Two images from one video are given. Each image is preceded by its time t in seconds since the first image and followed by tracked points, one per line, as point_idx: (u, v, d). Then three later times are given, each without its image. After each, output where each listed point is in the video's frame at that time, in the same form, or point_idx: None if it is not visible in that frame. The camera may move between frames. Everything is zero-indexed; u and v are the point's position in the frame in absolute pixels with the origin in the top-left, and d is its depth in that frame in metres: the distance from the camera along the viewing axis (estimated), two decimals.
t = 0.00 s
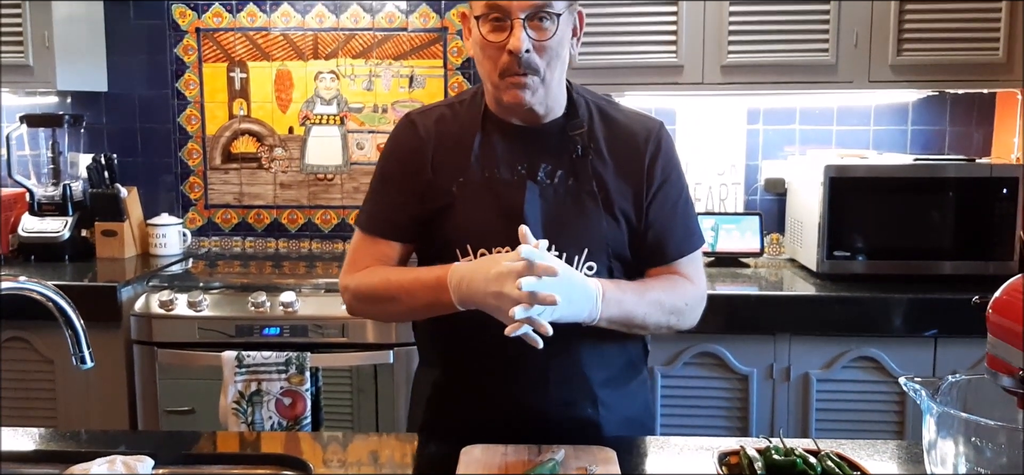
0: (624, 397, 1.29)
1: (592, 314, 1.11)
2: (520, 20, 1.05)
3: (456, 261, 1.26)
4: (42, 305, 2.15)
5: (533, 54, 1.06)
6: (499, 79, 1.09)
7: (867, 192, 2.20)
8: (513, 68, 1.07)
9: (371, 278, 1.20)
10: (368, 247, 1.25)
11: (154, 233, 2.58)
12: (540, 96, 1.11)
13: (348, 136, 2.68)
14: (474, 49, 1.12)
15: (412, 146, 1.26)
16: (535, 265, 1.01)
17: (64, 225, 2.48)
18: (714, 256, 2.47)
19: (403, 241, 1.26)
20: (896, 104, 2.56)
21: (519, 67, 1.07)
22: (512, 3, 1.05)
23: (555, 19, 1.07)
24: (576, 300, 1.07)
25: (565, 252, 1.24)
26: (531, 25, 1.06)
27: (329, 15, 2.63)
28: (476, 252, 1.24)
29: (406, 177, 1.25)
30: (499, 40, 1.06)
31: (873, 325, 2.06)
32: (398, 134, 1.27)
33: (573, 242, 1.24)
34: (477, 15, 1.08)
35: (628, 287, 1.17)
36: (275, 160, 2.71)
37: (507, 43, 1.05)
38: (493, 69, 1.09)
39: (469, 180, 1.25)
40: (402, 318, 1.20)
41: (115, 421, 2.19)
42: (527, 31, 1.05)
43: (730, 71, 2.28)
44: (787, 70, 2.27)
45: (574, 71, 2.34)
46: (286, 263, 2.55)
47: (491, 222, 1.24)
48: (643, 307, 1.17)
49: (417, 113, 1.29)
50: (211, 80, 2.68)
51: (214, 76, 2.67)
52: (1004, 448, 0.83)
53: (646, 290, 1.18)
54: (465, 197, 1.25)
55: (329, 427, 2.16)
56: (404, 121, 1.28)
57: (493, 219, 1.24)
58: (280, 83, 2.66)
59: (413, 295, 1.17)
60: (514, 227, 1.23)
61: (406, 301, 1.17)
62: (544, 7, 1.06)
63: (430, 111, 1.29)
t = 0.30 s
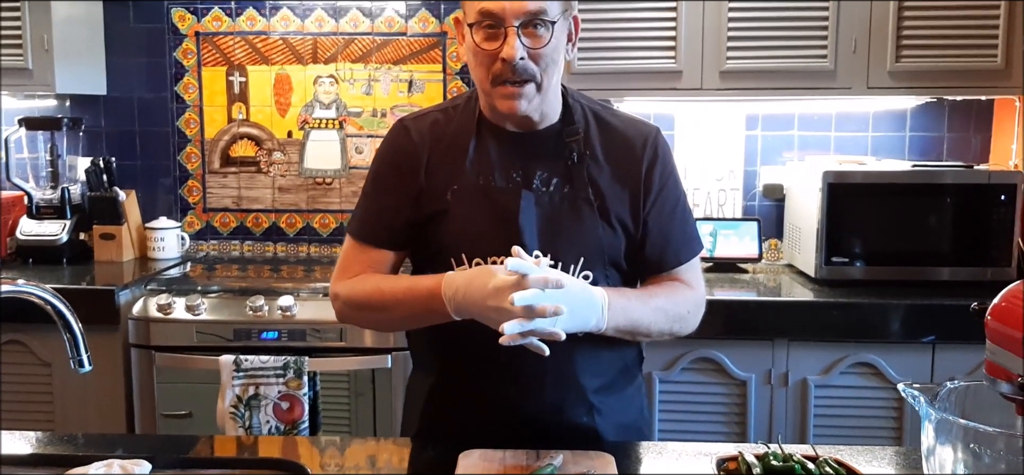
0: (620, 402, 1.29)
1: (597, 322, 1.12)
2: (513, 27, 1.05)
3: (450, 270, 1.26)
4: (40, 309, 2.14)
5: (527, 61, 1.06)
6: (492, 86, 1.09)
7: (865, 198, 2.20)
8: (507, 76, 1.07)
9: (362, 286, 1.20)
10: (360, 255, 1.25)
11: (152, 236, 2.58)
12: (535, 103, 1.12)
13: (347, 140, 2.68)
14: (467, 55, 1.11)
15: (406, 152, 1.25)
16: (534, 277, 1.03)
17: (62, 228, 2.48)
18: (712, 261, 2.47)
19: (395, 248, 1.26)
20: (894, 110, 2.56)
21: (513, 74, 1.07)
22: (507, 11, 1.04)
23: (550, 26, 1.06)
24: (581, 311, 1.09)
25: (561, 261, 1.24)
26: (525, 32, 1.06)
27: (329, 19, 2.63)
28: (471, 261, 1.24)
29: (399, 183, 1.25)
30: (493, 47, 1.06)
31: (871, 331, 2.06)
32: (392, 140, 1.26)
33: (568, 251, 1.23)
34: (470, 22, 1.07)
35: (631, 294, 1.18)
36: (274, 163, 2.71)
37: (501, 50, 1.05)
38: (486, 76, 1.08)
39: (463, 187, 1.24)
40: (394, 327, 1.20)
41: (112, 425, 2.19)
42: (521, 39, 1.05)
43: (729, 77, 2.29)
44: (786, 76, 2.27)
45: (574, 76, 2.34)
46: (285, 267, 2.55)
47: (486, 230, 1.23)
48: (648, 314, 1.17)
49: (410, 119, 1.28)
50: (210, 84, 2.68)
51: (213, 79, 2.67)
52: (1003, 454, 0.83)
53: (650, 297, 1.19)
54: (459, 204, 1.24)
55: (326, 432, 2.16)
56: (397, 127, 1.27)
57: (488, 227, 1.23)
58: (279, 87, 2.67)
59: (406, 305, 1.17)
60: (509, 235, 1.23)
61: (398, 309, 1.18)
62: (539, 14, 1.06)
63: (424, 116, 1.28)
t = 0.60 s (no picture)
0: (616, 407, 1.29)
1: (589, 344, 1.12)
2: (510, 34, 1.04)
3: (446, 280, 1.26)
4: (35, 311, 2.14)
5: (525, 68, 1.06)
6: (488, 91, 1.08)
7: (862, 204, 2.21)
8: (503, 82, 1.07)
9: (357, 299, 1.21)
10: (354, 266, 1.25)
11: (149, 239, 2.57)
12: (531, 108, 1.11)
13: (344, 143, 2.68)
14: (463, 60, 1.11)
15: (400, 161, 1.25)
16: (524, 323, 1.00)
17: (59, 231, 2.47)
18: (709, 266, 2.47)
19: (390, 259, 1.26)
20: (891, 116, 2.57)
21: (509, 81, 1.07)
22: (503, 18, 1.04)
23: (548, 33, 1.06)
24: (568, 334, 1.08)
25: (556, 271, 1.23)
26: (522, 39, 1.05)
27: (327, 23, 2.63)
28: (466, 271, 1.24)
29: (395, 193, 1.24)
30: (490, 54, 1.05)
31: (868, 337, 2.06)
32: (386, 149, 1.26)
33: (564, 261, 1.23)
34: (466, 28, 1.07)
35: (624, 310, 1.18)
36: (271, 167, 2.71)
37: (498, 58, 1.05)
38: (482, 82, 1.08)
39: (459, 196, 1.24)
40: (386, 341, 1.20)
41: (107, 428, 2.18)
42: (518, 46, 1.05)
43: (727, 82, 2.29)
44: (785, 81, 2.27)
45: (572, 80, 2.34)
46: (281, 270, 2.55)
47: (482, 240, 1.23)
48: (641, 330, 1.18)
49: (405, 126, 1.28)
50: (208, 87, 2.67)
51: (211, 82, 2.67)
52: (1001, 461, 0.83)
53: (643, 313, 1.19)
54: (455, 213, 1.24)
55: (323, 436, 2.15)
56: (391, 135, 1.27)
57: (484, 237, 1.23)
58: (277, 90, 2.66)
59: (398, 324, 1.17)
60: (505, 245, 1.22)
61: (390, 324, 1.17)
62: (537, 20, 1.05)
63: (418, 123, 1.27)
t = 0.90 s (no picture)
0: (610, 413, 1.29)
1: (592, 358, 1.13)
2: (506, 40, 1.02)
3: (441, 288, 1.26)
4: (30, 313, 2.14)
5: (519, 75, 1.06)
6: (484, 99, 1.10)
7: (857, 208, 2.21)
8: (499, 90, 1.08)
9: (352, 307, 1.22)
10: (348, 274, 1.26)
11: (144, 242, 2.57)
12: (527, 115, 1.14)
13: (340, 146, 2.68)
14: (458, 65, 1.11)
15: (395, 168, 1.25)
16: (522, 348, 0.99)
17: (54, 234, 2.47)
18: (705, 270, 2.47)
19: (383, 268, 1.27)
20: (887, 121, 2.57)
21: (505, 88, 1.08)
22: (498, 22, 1.00)
23: (543, 39, 1.04)
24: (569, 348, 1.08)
25: (552, 280, 1.23)
26: (518, 44, 1.03)
27: (323, 26, 2.63)
28: (461, 279, 1.24)
29: (390, 201, 1.24)
30: (484, 59, 1.04)
31: (863, 342, 2.07)
32: (380, 155, 1.26)
33: (559, 270, 1.23)
34: (460, 32, 1.04)
35: (624, 321, 1.18)
36: (267, 170, 2.71)
37: (493, 64, 1.04)
38: (478, 88, 1.09)
39: (453, 204, 1.24)
40: (382, 352, 1.20)
41: (102, 431, 2.18)
42: (514, 52, 1.03)
43: (723, 86, 2.29)
44: (780, 86, 2.28)
45: (568, 84, 2.35)
46: (277, 273, 2.54)
47: (477, 249, 1.23)
48: (641, 340, 1.18)
49: (399, 133, 1.27)
50: (204, 90, 2.67)
51: (207, 85, 2.67)
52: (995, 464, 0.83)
53: (642, 323, 1.19)
54: (449, 221, 1.24)
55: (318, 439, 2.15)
56: (385, 142, 1.27)
57: (479, 245, 1.23)
58: (273, 93, 2.66)
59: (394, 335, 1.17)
60: (500, 253, 1.22)
61: (385, 334, 1.18)
62: (532, 25, 1.02)
63: (413, 130, 1.27)
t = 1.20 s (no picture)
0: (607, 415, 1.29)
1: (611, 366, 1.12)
2: (505, 42, 1.01)
3: (439, 290, 1.25)
4: (26, 316, 2.13)
5: (519, 78, 1.07)
6: (484, 101, 1.10)
7: (853, 210, 2.21)
8: (500, 93, 1.08)
9: (344, 307, 1.21)
10: (344, 276, 1.25)
11: (140, 243, 2.57)
12: (524, 117, 1.14)
13: (337, 147, 2.67)
14: (457, 66, 1.11)
15: (393, 170, 1.25)
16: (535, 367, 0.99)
17: (49, 235, 2.46)
18: (702, 271, 2.47)
19: (380, 270, 1.27)
20: (883, 122, 2.58)
21: (504, 91, 1.08)
22: (498, 24, 0.98)
23: (544, 42, 1.03)
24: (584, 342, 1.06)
25: (550, 283, 1.22)
26: (517, 46, 1.02)
27: (320, 27, 2.63)
28: (459, 282, 1.24)
29: (388, 202, 1.24)
30: (484, 61, 1.04)
31: (860, 343, 2.07)
32: (378, 156, 1.26)
33: (557, 272, 1.22)
34: (461, 33, 1.02)
35: (631, 326, 1.19)
36: (264, 172, 2.70)
37: (493, 66, 1.04)
38: (477, 91, 1.09)
39: (452, 205, 1.24)
40: (378, 357, 1.18)
41: (98, 434, 2.17)
42: (514, 54, 1.02)
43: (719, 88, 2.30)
44: (777, 88, 2.31)
45: (565, 85, 2.35)
46: (273, 275, 2.54)
47: (474, 251, 1.22)
48: (651, 343, 1.19)
49: (397, 134, 1.28)
50: (201, 91, 2.67)
51: (203, 86, 2.67)
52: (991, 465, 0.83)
53: (649, 327, 1.20)
54: (447, 223, 1.24)
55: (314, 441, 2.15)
56: (383, 143, 1.27)
57: (477, 248, 1.22)
58: (270, 95, 2.66)
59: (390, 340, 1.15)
60: (498, 256, 1.22)
61: (382, 337, 1.16)
62: (533, 27, 1.01)
63: (411, 131, 1.27)
